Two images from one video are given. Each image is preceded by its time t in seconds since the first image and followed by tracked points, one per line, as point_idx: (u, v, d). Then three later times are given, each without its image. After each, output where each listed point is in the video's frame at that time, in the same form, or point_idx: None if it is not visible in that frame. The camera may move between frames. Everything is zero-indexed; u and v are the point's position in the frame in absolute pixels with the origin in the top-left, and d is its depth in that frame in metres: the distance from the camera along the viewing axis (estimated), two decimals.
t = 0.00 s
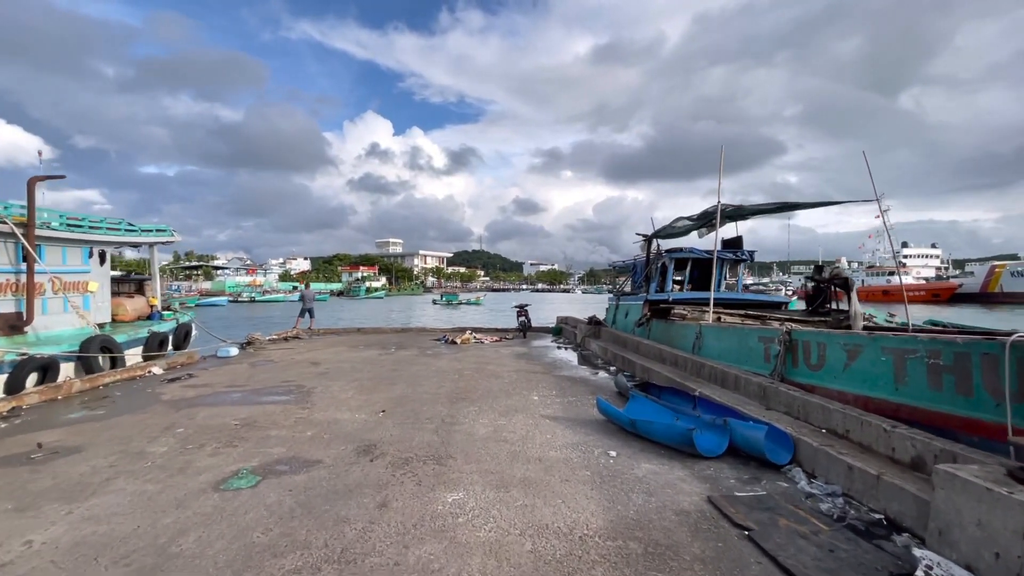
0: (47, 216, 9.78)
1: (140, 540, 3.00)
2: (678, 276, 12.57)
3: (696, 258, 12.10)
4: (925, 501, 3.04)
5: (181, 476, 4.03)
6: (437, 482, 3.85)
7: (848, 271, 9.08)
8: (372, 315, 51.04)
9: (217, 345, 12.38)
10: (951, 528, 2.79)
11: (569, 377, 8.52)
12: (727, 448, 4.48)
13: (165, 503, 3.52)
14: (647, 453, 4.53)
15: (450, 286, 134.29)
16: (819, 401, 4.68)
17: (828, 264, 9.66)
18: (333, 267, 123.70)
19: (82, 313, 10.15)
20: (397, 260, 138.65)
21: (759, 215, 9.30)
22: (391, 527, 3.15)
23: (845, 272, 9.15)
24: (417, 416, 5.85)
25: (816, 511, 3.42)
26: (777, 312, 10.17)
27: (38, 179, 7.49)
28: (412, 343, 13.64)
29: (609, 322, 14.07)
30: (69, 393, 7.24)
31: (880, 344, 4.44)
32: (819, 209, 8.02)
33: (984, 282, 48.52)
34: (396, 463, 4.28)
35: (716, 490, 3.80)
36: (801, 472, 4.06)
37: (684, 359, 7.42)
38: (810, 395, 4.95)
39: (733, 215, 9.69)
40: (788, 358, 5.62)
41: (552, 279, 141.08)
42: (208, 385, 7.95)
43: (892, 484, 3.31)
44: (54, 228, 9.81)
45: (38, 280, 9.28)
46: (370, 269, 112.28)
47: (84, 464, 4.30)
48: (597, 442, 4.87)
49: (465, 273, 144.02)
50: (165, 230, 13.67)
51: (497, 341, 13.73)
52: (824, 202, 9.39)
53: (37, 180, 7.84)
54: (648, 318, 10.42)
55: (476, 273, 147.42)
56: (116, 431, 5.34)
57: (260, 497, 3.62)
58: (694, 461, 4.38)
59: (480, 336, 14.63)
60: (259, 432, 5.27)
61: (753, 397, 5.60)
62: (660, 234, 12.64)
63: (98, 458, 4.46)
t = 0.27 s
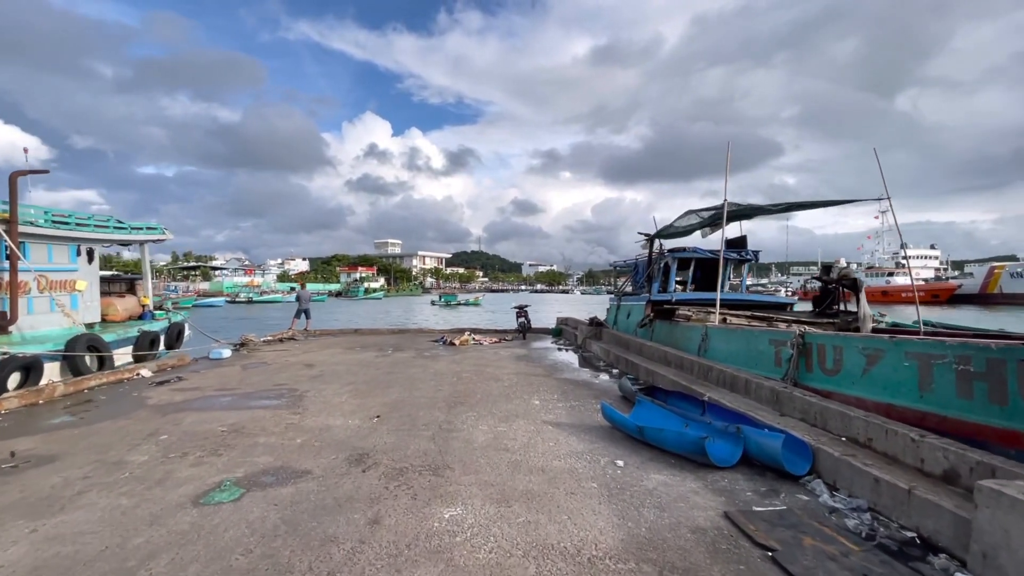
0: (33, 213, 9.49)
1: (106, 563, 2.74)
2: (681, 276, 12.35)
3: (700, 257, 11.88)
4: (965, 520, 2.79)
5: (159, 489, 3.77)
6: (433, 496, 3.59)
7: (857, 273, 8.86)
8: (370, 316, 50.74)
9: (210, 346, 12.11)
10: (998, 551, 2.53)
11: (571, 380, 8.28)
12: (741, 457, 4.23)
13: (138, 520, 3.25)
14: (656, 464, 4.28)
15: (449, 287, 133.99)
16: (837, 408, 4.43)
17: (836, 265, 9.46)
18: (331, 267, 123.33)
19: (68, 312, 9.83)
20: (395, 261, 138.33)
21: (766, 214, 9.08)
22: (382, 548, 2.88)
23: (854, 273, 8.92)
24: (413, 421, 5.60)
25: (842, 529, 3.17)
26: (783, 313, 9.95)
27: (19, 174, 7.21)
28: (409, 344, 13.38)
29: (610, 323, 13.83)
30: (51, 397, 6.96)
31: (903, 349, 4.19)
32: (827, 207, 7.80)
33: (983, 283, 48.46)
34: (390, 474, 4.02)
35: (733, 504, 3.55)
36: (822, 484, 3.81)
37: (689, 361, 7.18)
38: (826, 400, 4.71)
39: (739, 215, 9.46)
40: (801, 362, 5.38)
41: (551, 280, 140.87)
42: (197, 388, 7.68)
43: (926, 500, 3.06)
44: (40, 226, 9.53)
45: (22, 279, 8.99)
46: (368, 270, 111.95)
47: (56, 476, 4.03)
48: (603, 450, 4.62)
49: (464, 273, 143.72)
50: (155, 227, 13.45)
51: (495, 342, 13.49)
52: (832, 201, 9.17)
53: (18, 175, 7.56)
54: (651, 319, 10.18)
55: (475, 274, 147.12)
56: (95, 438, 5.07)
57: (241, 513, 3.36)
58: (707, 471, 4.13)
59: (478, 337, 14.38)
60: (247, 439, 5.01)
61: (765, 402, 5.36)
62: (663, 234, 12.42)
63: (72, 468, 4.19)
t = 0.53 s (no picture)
0: (20, 211, 9.24)
1: None
2: (685, 277, 12.13)
3: (704, 258, 11.65)
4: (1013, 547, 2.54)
5: (135, 506, 3.51)
6: (429, 514, 3.33)
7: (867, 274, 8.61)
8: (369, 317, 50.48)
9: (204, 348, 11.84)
10: None
11: (573, 384, 8.04)
12: (757, 471, 3.98)
13: (109, 544, 2.99)
14: (667, 478, 4.02)
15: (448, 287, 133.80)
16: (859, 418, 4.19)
17: (845, 266, 9.21)
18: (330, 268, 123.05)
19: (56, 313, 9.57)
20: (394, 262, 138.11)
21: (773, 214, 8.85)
22: None
23: (863, 275, 8.68)
24: (410, 429, 5.35)
25: (874, 553, 2.92)
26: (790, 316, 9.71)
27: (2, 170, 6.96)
28: (407, 346, 13.12)
29: (613, 325, 13.60)
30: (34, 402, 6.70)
31: (929, 356, 3.94)
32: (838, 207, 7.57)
33: (984, 285, 48.30)
34: (383, 489, 3.77)
35: (753, 524, 3.29)
36: (846, 500, 3.57)
37: (697, 366, 6.94)
38: (846, 409, 4.46)
39: (746, 215, 9.23)
40: (816, 368, 5.14)
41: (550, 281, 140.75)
42: (187, 392, 7.42)
43: (965, 522, 2.81)
44: (27, 225, 9.27)
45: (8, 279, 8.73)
46: (367, 270, 111.71)
47: (27, 491, 3.77)
48: (611, 462, 4.37)
49: (463, 274, 143.45)
50: (147, 227, 13.23)
51: (495, 344, 13.23)
52: (841, 201, 8.94)
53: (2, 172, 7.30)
54: (655, 321, 9.94)
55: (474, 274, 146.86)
56: (74, 448, 4.80)
57: (222, 534, 3.10)
58: (722, 487, 3.87)
59: (478, 339, 14.13)
60: (234, 449, 4.76)
61: (779, 411, 5.11)
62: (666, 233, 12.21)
63: (45, 483, 3.93)
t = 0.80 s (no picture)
0: (7, 210, 9.01)
1: None
2: (690, 277, 11.90)
3: (710, 257, 11.41)
4: None
5: (108, 523, 3.26)
6: (425, 533, 3.08)
7: (879, 274, 8.34)
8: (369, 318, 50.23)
9: (198, 350, 11.61)
10: None
11: (577, 387, 7.79)
12: (776, 483, 3.73)
13: (75, 566, 2.75)
14: (681, 490, 3.77)
15: (448, 288, 133.61)
16: (884, 426, 3.93)
17: (857, 266, 8.95)
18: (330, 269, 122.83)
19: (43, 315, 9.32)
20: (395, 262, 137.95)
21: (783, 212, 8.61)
22: None
23: (876, 275, 8.40)
24: (407, 436, 5.10)
25: None
26: (800, 317, 9.45)
27: None
28: (406, 348, 12.87)
29: (616, 326, 13.36)
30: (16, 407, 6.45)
31: (961, 362, 3.68)
32: (851, 205, 7.33)
33: (987, 286, 48.02)
34: (376, 504, 3.52)
35: (776, 544, 3.03)
36: (874, 516, 3.31)
37: (706, 369, 6.70)
38: (869, 417, 4.21)
39: (754, 213, 8.99)
40: (835, 373, 4.88)
41: (551, 282, 140.70)
42: (178, 396, 7.18)
43: (1015, 546, 2.55)
44: (15, 224, 9.04)
45: None
46: (368, 271, 111.55)
47: None
48: (619, 473, 4.11)
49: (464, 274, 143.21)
50: (141, 227, 13.01)
51: (496, 346, 12.99)
52: (853, 198, 8.68)
53: None
54: (661, 322, 9.69)
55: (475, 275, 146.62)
56: (52, 457, 4.56)
57: (199, 555, 2.85)
58: (740, 500, 3.61)
59: (479, 340, 13.88)
60: (221, 458, 4.51)
61: (795, 417, 4.85)
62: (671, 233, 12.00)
63: (15, 496, 3.68)
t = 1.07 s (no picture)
0: None
1: None
2: (696, 277, 11.63)
3: (717, 256, 11.16)
4: None
5: (75, 541, 3.00)
6: (418, 555, 2.82)
7: (893, 273, 8.04)
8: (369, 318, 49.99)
9: (193, 351, 11.37)
10: None
11: (581, 390, 7.53)
12: (797, 497, 3.46)
13: None
14: (695, 504, 3.50)
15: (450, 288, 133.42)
16: (912, 435, 3.67)
17: (869, 265, 8.67)
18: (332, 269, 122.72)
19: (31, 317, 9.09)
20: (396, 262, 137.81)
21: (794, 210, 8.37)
22: None
23: (889, 274, 8.10)
24: (403, 444, 4.84)
25: None
26: (810, 318, 9.18)
27: None
28: (405, 349, 12.62)
29: (619, 327, 13.11)
30: None
31: (998, 367, 3.41)
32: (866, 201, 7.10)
33: (992, 287, 47.62)
34: (367, 520, 3.26)
35: (804, 567, 2.76)
36: (907, 535, 3.04)
37: (715, 372, 6.45)
38: (893, 425, 3.95)
39: (764, 211, 8.75)
40: (855, 378, 4.62)
41: (553, 282, 140.45)
42: (167, 399, 6.93)
43: None
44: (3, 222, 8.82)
45: None
46: (369, 271, 111.40)
47: None
48: (629, 485, 3.85)
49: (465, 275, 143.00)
50: (136, 226, 12.79)
51: (497, 347, 12.74)
52: (866, 196, 8.40)
53: None
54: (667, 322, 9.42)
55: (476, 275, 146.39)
56: (26, 465, 4.30)
57: None
58: (759, 516, 3.35)
59: (479, 341, 13.62)
60: (205, 467, 4.25)
61: (812, 424, 4.59)
62: (676, 231, 11.75)
63: None
